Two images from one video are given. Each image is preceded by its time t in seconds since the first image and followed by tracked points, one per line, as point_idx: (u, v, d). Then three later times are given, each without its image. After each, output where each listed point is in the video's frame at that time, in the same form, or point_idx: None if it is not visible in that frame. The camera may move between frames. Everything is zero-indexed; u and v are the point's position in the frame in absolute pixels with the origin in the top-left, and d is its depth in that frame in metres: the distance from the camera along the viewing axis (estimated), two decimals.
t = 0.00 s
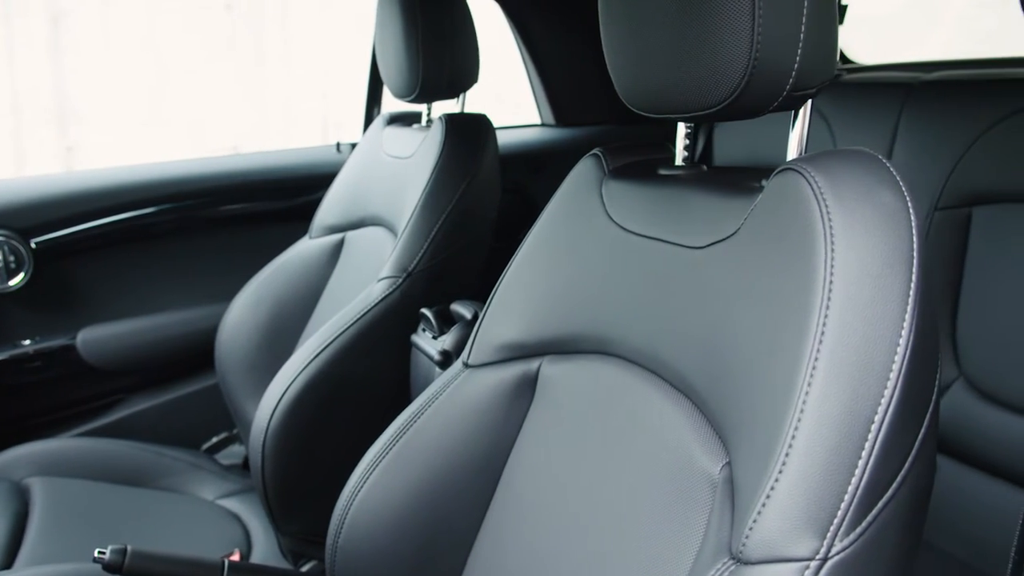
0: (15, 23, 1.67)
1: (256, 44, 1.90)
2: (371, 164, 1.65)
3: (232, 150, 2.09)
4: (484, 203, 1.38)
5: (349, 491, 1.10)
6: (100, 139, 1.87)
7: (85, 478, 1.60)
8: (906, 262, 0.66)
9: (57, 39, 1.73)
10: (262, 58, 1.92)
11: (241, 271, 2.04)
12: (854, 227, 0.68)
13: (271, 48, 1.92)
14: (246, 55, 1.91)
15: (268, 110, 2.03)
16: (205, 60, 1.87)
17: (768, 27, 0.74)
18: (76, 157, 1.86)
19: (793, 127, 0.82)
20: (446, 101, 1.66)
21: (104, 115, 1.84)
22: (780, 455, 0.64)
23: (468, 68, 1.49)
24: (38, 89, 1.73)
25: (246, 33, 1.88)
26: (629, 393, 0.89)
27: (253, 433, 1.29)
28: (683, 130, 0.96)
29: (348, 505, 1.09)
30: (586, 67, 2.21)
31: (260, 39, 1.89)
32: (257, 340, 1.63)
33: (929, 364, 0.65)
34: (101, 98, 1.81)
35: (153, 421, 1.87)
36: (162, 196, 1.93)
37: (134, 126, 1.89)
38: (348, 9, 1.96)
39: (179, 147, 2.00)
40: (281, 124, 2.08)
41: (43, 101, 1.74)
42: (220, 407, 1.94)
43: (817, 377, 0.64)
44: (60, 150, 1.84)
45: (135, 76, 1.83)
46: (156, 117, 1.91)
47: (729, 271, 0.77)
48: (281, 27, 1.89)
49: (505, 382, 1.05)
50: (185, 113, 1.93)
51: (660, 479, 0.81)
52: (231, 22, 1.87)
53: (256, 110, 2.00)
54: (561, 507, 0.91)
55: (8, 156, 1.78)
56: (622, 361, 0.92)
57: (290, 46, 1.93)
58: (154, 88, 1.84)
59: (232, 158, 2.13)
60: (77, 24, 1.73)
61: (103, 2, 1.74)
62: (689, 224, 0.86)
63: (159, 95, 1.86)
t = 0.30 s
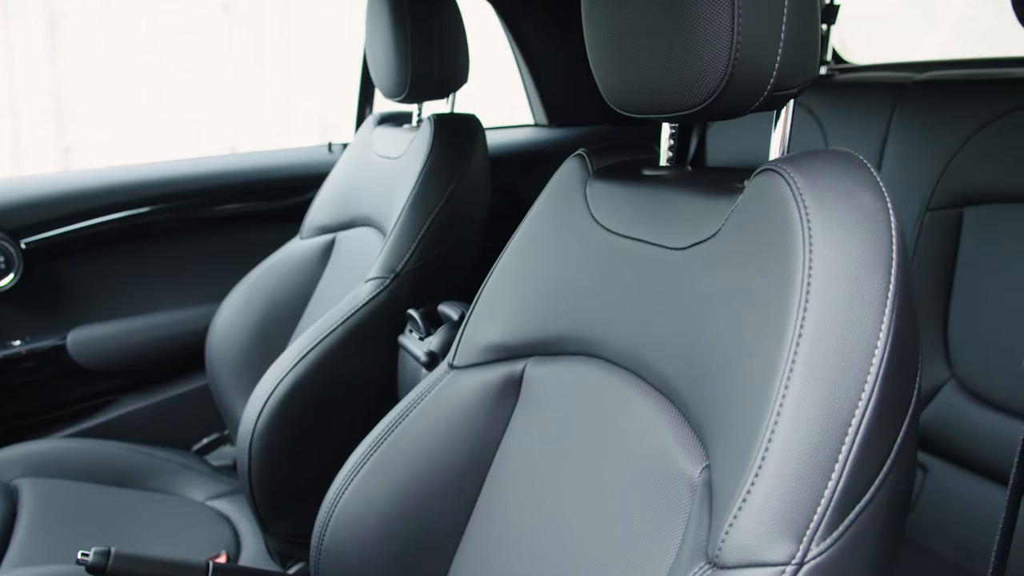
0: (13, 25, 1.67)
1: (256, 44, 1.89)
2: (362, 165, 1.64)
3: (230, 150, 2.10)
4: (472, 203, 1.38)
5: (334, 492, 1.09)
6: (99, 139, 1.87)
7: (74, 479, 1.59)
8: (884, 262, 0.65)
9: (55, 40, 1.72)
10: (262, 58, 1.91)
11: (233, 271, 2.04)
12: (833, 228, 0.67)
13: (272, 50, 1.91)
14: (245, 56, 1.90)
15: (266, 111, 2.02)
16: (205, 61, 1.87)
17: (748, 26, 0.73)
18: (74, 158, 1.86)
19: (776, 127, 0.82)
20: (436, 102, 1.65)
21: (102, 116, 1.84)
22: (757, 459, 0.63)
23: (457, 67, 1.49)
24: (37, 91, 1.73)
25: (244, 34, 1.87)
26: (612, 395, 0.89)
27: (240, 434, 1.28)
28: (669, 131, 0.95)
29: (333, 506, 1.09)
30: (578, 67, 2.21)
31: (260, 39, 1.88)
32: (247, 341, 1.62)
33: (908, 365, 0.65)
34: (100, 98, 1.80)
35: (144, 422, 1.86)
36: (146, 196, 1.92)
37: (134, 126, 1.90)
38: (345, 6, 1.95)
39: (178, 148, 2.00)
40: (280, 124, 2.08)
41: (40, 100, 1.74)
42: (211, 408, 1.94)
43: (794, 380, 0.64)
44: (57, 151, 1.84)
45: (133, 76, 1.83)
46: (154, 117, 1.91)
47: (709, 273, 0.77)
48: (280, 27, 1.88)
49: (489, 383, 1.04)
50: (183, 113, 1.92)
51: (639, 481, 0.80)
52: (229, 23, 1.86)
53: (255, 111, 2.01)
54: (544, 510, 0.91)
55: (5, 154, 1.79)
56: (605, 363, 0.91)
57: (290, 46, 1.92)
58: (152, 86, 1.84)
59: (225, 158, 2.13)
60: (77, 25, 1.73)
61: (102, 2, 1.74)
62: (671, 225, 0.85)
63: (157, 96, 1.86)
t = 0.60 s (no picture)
0: (10, 26, 1.65)
1: (252, 44, 1.88)
2: (352, 165, 1.64)
3: (228, 149, 2.12)
4: (461, 203, 1.38)
5: (319, 493, 1.09)
6: (94, 139, 1.88)
7: (64, 479, 1.58)
8: (864, 263, 0.64)
9: (52, 41, 1.71)
10: (258, 57, 1.90)
11: (225, 272, 2.04)
12: (813, 229, 0.67)
13: (266, 48, 1.90)
14: (241, 56, 1.90)
15: (262, 111, 2.03)
16: (201, 62, 1.88)
17: (730, 25, 0.72)
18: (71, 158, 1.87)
19: (759, 127, 0.81)
20: (427, 101, 1.65)
21: (98, 115, 1.84)
22: (734, 462, 0.63)
23: (447, 67, 1.48)
24: (35, 92, 1.72)
25: (241, 35, 1.86)
26: (595, 396, 0.88)
27: (227, 435, 1.28)
28: (653, 131, 0.94)
29: (318, 507, 1.08)
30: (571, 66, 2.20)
31: (256, 38, 1.87)
32: (237, 342, 1.61)
33: (889, 367, 0.64)
34: (98, 99, 1.80)
35: (135, 423, 1.85)
36: (136, 195, 1.92)
37: (131, 125, 1.89)
38: (342, 13, 1.93)
39: (176, 147, 2.01)
40: (276, 125, 2.09)
41: (36, 100, 1.73)
42: (202, 409, 1.93)
43: (771, 383, 0.63)
44: (56, 152, 1.85)
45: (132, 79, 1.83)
46: (151, 116, 1.90)
47: (690, 274, 0.76)
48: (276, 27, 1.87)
49: (475, 385, 1.04)
50: (180, 113, 1.93)
51: (619, 483, 0.80)
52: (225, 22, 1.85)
53: (251, 110, 2.01)
54: (527, 512, 0.90)
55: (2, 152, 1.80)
56: (589, 364, 0.91)
57: (286, 45, 1.91)
58: (151, 88, 1.84)
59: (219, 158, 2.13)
60: (74, 26, 1.72)
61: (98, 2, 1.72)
62: (654, 225, 0.85)
63: (155, 96, 1.86)
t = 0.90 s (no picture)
0: (9, 26, 1.65)
1: (250, 44, 1.89)
2: (344, 164, 1.64)
3: (225, 149, 2.12)
4: (449, 203, 1.40)
5: (306, 494, 1.08)
6: (92, 138, 1.89)
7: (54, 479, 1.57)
8: (845, 264, 0.64)
9: (50, 40, 1.71)
10: (256, 57, 1.91)
11: (217, 272, 2.04)
12: (793, 229, 0.66)
13: (264, 48, 1.91)
14: (239, 56, 1.91)
15: (261, 110, 2.03)
16: (200, 62, 1.87)
17: (712, 25, 0.72)
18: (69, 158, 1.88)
19: (743, 127, 0.80)
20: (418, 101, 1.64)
21: (96, 113, 1.83)
22: (713, 465, 0.62)
23: (437, 66, 1.48)
24: (33, 92, 1.73)
25: (240, 35, 1.87)
26: (579, 397, 0.88)
27: (216, 436, 1.28)
28: (639, 131, 0.94)
29: (304, 509, 1.08)
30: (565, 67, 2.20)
31: (254, 38, 1.88)
32: (228, 343, 1.61)
33: (870, 369, 0.64)
34: (95, 98, 1.79)
35: (127, 424, 1.85)
36: (128, 195, 1.92)
37: (131, 124, 1.89)
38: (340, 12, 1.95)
39: (172, 147, 2.01)
40: (275, 123, 2.10)
41: (33, 99, 1.73)
42: (194, 410, 1.93)
43: (751, 385, 0.62)
44: (55, 152, 1.85)
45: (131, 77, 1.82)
46: (150, 116, 1.90)
47: (672, 275, 0.76)
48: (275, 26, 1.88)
49: (461, 386, 1.03)
50: (179, 113, 1.93)
51: (602, 485, 0.80)
52: (224, 22, 1.85)
53: (249, 109, 2.01)
54: (512, 513, 0.90)
55: None
56: (575, 365, 0.90)
57: (282, 45, 1.92)
58: (149, 87, 1.83)
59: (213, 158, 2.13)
60: (73, 25, 1.71)
61: (95, 2, 1.71)
62: (638, 226, 0.84)
63: (154, 94, 1.86)
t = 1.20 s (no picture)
0: (8, 26, 1.66)
1: (248, 44, 1.89)
2: (337, 164, 1.64)
3: (224, 149, 2.12)
4: (441, 204, 1.42)
5: (294, 495, 1.08)
6: (90, 138, 1.88)
7: (47, 480, 1.56)
8: (828, 265, 0.64)
9: (48, 40, 1.71)
10: (254, 58, 1.91)
11: (211, 272, 2.04)
12: (776, 230, 0.66)
13: (262, 50, 1.91)
14: (238, 56, 1.90)
15: (260, 110, 2.03)
16: (198, 61, 1.87)
17: (696, 25, 0.71)
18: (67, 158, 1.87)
19: (729, 127, 0.80)
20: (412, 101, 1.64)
21: (95, 114, 1.83)
22: (694, 468, 0.62)
23: (429, 66, 1.48)
24: (30, 90, 1.72)
25: (238, 35, 1.87)
26: (565, 398, 0.87)
27: (206, 437, 1.28)
28: (628, 131, 0.93)
29: (292, 510, 1.07)
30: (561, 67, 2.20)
31: (252, 39, 1.88)
32: (221, 344, 1.60)
33: (854, 370, 0.63)
34: (94, 99, 1.80)
35: (121, 424, 1.84)
36: (123, 195, 1.91)
37: (129, 124, 1.89)
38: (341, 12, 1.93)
39: (170, 147, 2.00)
40: (273, 124, 2.09)
41: (32, 100, 1.73)
42: (187, 411, 1.92)
43: (733, 387, 0.62)
44: (52, 151, 1.84)
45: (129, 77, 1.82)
46: (149, 115, 1.90)
47: (657, 277, 0.75)
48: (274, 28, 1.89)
49: (450, 387, 1.03)
50: (177, 113, 1.92)
51: (586, 486, 0.79)
52: (221, 21, 1.85)
53: (248, 110, 2.01)
54: (499, 516, 0.89)
55: None
56: (562, 366, 0.90)
57: (280, 44, 1.92)
58: (147, 88, 1.83)
59: (209, 157, 2.12)
60: (69, 28, 1.72)
61: (92, 2, 1.71)
62: (625, 226, 0.84)
63: (152, 94, 1.85)
